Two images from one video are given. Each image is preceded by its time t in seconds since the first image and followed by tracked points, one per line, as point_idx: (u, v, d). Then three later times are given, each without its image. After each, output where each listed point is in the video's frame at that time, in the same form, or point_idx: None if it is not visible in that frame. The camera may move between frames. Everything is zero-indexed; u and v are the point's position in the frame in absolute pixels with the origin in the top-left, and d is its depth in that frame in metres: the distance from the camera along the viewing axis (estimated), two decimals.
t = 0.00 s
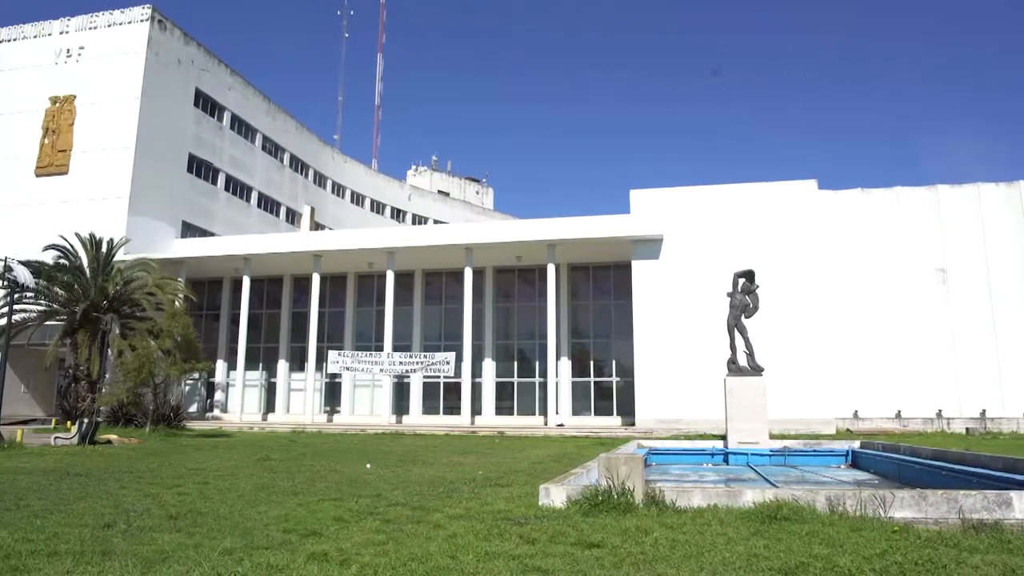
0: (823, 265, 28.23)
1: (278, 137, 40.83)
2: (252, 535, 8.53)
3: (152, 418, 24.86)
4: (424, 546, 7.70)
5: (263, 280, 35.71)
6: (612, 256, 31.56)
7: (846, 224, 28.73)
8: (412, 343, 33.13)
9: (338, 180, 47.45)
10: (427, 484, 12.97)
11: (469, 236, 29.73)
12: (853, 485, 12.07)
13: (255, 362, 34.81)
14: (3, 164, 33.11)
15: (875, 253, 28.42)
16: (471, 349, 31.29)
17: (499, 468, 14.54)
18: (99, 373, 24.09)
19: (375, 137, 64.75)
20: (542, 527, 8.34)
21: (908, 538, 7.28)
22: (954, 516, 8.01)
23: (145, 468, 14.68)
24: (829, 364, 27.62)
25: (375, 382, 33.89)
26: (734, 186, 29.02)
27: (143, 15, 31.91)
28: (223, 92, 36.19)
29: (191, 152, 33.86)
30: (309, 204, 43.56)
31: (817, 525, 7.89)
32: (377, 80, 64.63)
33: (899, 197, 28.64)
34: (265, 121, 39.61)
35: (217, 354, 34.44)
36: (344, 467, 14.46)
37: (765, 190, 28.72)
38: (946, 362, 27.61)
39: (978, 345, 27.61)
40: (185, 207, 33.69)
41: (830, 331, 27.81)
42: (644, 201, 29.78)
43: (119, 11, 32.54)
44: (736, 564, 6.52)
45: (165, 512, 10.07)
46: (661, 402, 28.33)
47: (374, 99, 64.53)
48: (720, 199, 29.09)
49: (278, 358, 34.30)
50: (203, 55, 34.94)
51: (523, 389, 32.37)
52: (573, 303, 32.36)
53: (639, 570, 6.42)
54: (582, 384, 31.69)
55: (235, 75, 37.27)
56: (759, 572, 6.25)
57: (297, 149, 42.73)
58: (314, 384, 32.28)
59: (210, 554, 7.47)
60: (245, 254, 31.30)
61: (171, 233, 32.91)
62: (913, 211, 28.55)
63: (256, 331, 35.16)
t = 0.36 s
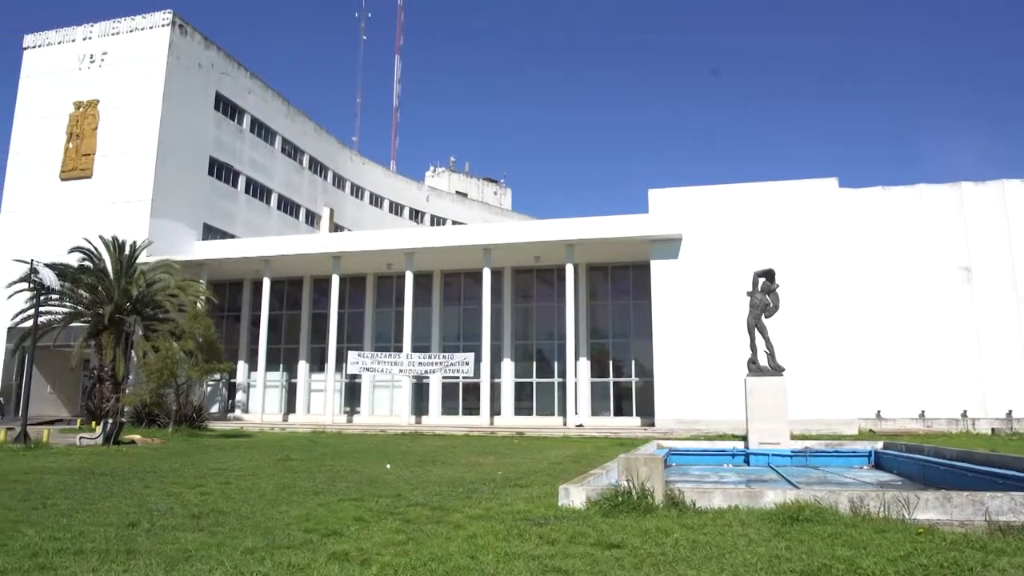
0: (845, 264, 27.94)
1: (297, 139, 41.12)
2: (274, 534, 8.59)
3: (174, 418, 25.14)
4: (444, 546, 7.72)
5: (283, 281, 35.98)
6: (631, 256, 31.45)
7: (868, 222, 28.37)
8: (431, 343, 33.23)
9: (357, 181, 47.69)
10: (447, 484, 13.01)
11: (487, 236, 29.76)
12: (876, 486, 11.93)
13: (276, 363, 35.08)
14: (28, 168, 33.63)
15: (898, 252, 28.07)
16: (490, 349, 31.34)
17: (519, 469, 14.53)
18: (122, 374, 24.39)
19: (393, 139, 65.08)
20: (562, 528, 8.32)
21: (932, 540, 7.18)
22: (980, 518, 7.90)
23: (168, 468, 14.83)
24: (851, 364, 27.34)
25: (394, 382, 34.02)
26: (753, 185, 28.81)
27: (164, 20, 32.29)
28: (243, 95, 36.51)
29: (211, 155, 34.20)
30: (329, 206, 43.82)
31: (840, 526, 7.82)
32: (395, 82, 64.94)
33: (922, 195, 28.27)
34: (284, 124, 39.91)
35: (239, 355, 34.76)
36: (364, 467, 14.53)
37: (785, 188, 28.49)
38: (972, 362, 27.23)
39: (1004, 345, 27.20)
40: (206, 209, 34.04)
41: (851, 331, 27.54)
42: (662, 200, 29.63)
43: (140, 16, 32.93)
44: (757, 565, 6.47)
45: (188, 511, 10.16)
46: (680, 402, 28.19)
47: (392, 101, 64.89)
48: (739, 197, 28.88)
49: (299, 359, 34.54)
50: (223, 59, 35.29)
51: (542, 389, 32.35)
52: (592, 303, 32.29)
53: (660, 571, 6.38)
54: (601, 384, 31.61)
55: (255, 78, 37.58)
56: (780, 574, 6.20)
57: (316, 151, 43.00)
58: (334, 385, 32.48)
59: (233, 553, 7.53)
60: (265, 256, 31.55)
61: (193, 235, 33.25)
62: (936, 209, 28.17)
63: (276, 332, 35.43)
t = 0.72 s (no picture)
0: (868, 262, 27.66)
1: (317, 141, 41.42)
2: (297, 534, 8.64)
3: (198, 418, 25.45)
4: (466, 547, 7.73)
5: (304, 283, 36.26)
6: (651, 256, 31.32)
7: (894, 220, 27.81)
8: (452, 344, 33.30)
9: (377, 183, 47.93)
10: (468, 485, 13.04)
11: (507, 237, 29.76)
12: (901, 487, 11.77)
13: (298, 364, 35.34)
14: (55, 173, 34.20)
15: (923, 250, 27.62)
16: (511, 350, 31.34)
17: (539, 470, 14.50)
18: (147, 375, 24.69)
19: (413, 140, 65.34)
20: (583, 529, 8.29)
21: (960, 543, 7.07)
22: (1009, 520, 7.78)
23: (192, 468, 15.00)
24: (874, 363, 27.16)
25: (415, 383, 34.14)
26: (774, 183, 28.56)
27: (186, 26, 32.66)
28: (264, 98, 36.85)
29: (233, 159, 34.56)
30: (349, 208, 44.08)
31: (865, 528, 7.72)
32: (414, 84, 65.22)
33: (948, 192, 27.80)
34: (305, 127, 40.21)
35: (261, 356, 35.09)
36: (385, 468, 14.60)
37: (807, 187, 28.28)
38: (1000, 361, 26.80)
39: None
40: (229, 212, 34.41)
41: (875, 330, 27.31)
42: (683, 200, 29.45)
43: (163, 22, 33.34)
44: (780, 567, 6.41)
45: (212, 511, 10.27)
46: (702, 402, 28.01)
47: (412, 103, 65.17)
48: (761, 196, 28.65)
49: (321, 360, 34.78)
50: (245, 62, 35.65)
51: (563, 390, 32.29)
52: (613, 303, 32.20)
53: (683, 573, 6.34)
54: (622, 384, 31.50)
55: (276, 81, 37.93)
56: None
57: (337, 153, 43.30)
58: (356, 385, 32.69)
59: (256, 553, 7.60)
60: (286, 258, 31.79)
61: (216, 238, 33.61)
62: (963, 206, 27.72)
63: (298, 333, 35.73)
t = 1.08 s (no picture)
0: (891, 261, 27.32)
1: (337, 143, 41.67)
2: (318, 534, 8.70)
3: (220, 419, 25.71)
4: (486, 547, 7.74)
5: (324, 284, 36.50)
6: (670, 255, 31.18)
7: (918, 218, 27.46)
8: (471, 345, 33.36)
9: (396, 184, 48.12)
10: (488, 485, 13.06)
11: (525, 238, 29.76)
12: (926, 488, 11.61)
13: (318, 365, 35.58)
14: (79, 177, 34.71)
15: (947, 248, 27.24)
16: (530, 351, 31.35)
17: (559, 470, 14.49)
18: (171, 375, 24.95)
19: (431, 141, 65.57)
20: (603, 529, 8.26)
21: (987, 545, 6.96)
22: None
23: (215, 468, 15.16)
24: (898, 363, 26.83)
25: (435, 383, 34.26)
26: (795, 182, 28.30)
27: (207, 30, 33.00)
28: (284, 101, 37.15)
29: (253, 162, 34.87)
30: (368, 209, 44.31)
31: (890, 530, 7.63)
32: (432, 85, 65.38)
33: (973, 189, 27.39)
34: (325, 129, 40.47)
35: (282, 357, 35.36)
36: (405, 468, 14.65)
37: (828, 185, 28.01)
38: None
39: None
40: (249, 214, 34.72)
41: (898, 329, 26.99)
42: (702, 199, 29.28)
43: (185, 27, 33.72)
44: (803, 569, 6.35)
45: (234, 511, 10.35)
46: (722, 402, 27.84)
47: (430, 104, 65.37)
48: (781, 194, 28.42)
49: (341, 361, 34.97)
50: (264, 66, 35.95)
51: (582, 390, 32.23)
52: (632, 303, 32.11)
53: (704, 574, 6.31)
54: (642, 385, 31.38)
55: (296, 84, 38.22)
56: None
57: (356, 155, 43.53)
58: (375, 386, 32.85)
59: (278, 552, 7.66)
60: (306, 260, 32.02)
61: (237, 240, 33.92)
62: (988, 204, 27.28)
63: (319, 334, 35.97)
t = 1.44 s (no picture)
0: (916, 260, 26.95)
1: (357, 145, 41.92)
2: (341, 534, 8.74)
3: (244, 419, 25.96)
4: (508, 547, 7.74)
5: (346, 286, 36.74)
6: (692, 255, 31.01)
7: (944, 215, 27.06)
8: (492, 345, 33.40)
9: (416, 186, 48.30)
10: (510, 485, 13.06)
11: (545, 238, 29.76)
12: (955, 490, 11.42)
13: (341, 366, 35.82)
14: (106, 181, 35.26)
15: (975, 246, 26.80)
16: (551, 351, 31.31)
17: (582, 470, 14.45)
18: (195, 376, 25.21)
19: (451, 143, 65.76)
20: (626, 530, 8.23)
21: (1018, 548, 6.84)
22: None
23: (240, 468, 15.31)
24: (924, 363, 26.47)
25: (456, 384, 34.34)
26: (817, 180, 28.04)
27: (229, 35, 33.36)
28: (305, 104, 37.45)
29: (275, 164, 35.19)
30: (389, 211, 44.51)
31: (918, 532, 7.52)
32: (452, 87, 65.58)
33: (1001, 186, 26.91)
34: (346, 131, 40.76)
35: (305, 358, 35.64)
36: (427, 468, 14.69)
37: (851, 183, 27.68)
38: None
39: None
40: (272, 216, 35.05)
41: (924, 328, 26.63)
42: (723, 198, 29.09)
43: (208, 32, 34.12)
44: (829, 572, 6.29)
45: (258, 510, 10.44)
46: (745, 403, 27.61)
47: (450, 105, 65.58)
48: (804, 192, 28.13)
49: (363, 362, 35.16)
50: (286, 69, 36.29)
51: (604, 391, 32.13)
52: (653, 303, 31.97)
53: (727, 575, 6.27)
54: (663, 385, 31.23)
55: (316, 87, 38.52)
56: None
57: (376, 157, 43.76)
58: (397, 386, 32.99)
59: (301, 552, 7.70)
60: (328, 261, 32.22)
61: (259, 242, 34.24)
62: (1017, 201, 26.80)
63: (341, 335, 36.20)
